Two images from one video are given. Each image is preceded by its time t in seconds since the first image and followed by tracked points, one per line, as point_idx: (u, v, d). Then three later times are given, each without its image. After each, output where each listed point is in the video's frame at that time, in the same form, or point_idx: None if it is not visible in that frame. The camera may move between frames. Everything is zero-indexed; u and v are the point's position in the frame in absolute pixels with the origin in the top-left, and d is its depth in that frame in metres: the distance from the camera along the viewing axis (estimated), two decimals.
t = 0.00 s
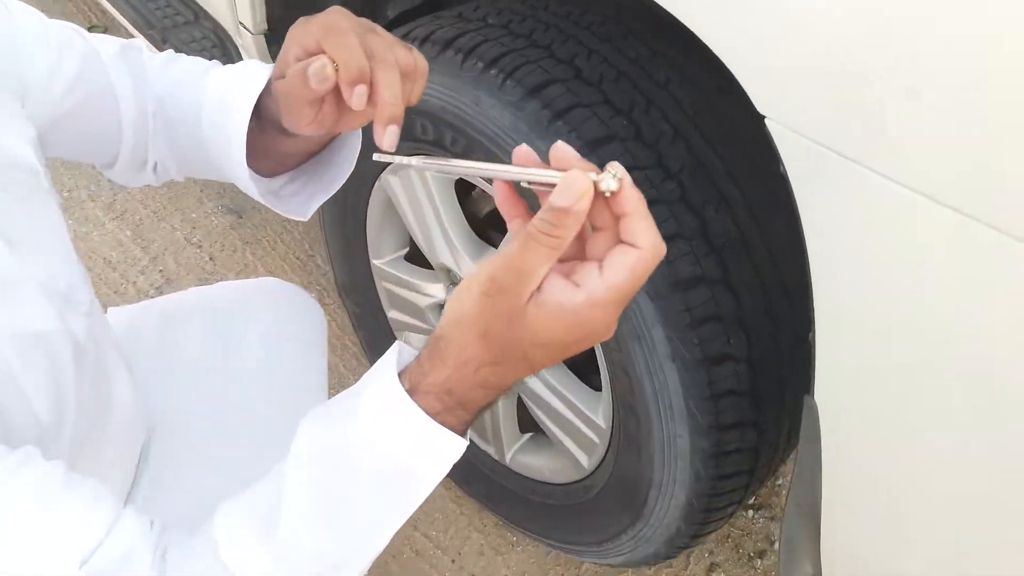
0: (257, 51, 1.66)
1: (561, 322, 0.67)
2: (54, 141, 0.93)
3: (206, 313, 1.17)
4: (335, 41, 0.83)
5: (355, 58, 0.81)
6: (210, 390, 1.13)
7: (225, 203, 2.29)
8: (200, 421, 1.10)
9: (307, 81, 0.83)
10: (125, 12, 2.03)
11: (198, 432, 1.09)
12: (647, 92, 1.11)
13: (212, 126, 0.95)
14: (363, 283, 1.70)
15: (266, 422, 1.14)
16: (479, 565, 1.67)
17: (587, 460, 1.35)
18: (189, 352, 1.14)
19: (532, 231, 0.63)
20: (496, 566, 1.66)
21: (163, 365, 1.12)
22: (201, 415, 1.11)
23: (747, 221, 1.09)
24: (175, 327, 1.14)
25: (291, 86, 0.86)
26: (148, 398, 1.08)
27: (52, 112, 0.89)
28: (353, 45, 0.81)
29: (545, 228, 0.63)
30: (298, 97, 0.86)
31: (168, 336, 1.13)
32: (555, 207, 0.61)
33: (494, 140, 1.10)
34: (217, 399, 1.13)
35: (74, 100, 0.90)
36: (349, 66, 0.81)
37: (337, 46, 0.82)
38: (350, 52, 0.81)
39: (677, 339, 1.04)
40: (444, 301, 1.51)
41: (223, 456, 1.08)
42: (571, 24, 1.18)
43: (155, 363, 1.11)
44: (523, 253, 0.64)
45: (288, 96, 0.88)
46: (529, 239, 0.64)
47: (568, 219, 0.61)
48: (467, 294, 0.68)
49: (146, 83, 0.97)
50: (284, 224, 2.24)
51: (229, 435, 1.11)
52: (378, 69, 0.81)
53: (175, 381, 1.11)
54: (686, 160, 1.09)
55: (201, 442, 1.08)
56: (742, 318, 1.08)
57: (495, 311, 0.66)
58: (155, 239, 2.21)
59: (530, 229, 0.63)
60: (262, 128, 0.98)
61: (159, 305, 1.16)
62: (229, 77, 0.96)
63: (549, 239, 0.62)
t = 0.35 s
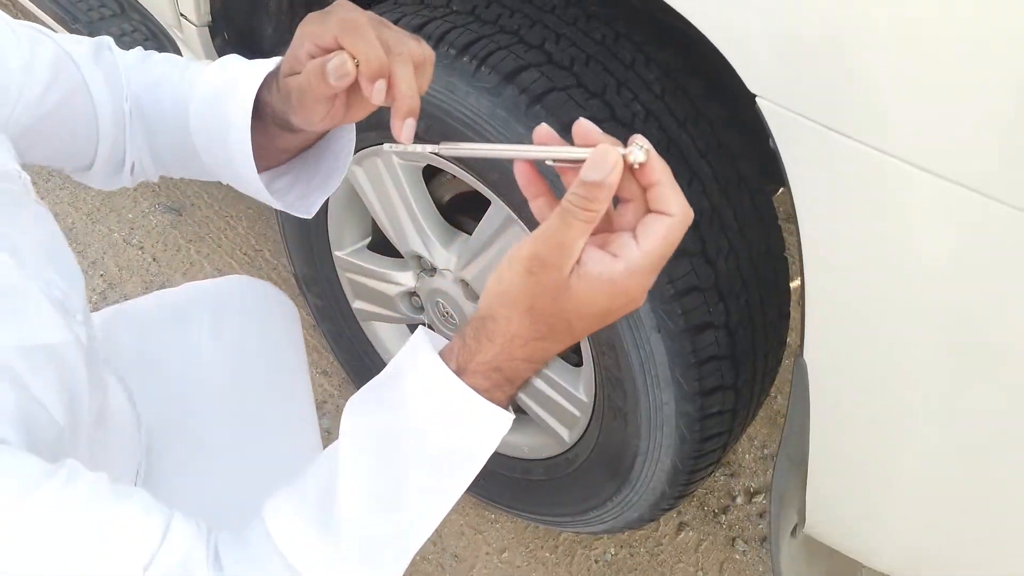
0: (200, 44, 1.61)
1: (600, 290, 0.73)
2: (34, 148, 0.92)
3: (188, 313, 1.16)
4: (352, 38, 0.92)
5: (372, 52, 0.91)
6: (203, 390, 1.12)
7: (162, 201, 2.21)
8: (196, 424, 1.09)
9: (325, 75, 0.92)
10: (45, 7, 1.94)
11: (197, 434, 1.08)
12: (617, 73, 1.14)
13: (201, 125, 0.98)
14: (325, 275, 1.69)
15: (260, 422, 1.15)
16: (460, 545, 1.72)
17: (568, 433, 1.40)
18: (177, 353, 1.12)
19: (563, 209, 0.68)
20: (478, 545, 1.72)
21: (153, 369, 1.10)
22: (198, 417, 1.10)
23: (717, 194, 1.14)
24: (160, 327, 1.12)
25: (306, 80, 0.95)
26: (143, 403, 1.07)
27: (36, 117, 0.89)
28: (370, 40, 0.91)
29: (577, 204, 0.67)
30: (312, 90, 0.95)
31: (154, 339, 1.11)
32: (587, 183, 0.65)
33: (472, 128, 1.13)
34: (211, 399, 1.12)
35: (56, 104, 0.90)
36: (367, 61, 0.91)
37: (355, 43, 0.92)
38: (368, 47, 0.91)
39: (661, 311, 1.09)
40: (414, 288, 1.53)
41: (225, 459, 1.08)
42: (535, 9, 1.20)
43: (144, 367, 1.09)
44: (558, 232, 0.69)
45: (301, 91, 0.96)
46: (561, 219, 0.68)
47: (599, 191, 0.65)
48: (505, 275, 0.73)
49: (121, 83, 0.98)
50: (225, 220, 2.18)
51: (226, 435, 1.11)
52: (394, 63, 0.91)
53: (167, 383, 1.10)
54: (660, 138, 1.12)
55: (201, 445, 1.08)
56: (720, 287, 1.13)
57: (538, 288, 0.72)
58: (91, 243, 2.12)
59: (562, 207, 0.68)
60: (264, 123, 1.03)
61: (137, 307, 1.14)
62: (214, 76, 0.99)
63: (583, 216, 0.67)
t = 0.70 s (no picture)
0: (174, 51, 1.54)
1: (638, 317, 0.69)
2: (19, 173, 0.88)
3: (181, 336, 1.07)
4: (350, 51, 0.88)
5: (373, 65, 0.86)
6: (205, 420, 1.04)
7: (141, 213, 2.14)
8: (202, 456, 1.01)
9: (325, 92, 0.88)
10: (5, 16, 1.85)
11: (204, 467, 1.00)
12: (617, 69, 1.09)
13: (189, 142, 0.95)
14: (316, 286, 1.63)
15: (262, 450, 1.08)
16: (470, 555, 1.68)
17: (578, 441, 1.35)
18: (173, 380, 1.03)
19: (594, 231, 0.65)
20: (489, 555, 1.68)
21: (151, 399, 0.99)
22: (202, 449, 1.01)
23: (727, 191, 1.10)
24: (153, 352, 1.02)
25: (304, 98, 0.91)
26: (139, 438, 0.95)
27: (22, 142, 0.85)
28: (371, 52, 0.87)
29: (609, 224, 0.64)
30: (310, 109, 0.91)
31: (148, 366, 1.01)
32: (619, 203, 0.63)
33: (469, 133, 1.07)
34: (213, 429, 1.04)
35: (42, 128, 0.87)
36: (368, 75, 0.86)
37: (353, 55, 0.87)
38: (369, 60, 0.86)
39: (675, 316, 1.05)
40: (410, 297, 1.47)
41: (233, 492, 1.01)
42: (527, 4, 1.15)
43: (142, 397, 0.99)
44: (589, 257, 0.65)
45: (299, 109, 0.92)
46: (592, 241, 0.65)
47: (632, 209, 0.62)
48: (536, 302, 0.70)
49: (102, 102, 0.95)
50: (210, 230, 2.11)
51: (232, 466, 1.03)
52: (397, 78, 0.86)
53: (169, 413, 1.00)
54: (665, 135, 1.07)
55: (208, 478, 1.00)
56: (734, 287, 1.09)
57: (571, 316, 0.69)
58: (69, 260, 2.05)
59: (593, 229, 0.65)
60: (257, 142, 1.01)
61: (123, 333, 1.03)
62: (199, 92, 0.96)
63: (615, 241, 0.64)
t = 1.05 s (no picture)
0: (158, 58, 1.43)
1: (725, 483, 0.61)
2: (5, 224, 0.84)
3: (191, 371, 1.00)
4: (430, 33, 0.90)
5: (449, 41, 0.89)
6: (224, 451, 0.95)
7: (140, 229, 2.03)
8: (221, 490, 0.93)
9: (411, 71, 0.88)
10: None
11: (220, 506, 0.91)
12: (649, 44, 0.98)
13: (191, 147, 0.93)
14: (332, 297, 1.52)
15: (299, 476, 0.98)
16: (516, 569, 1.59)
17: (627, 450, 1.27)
18: (186, 416, 0.96)
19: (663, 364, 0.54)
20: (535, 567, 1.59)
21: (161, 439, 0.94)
22: (220, 484, 0.93)
23: (782, 171, 0.98)
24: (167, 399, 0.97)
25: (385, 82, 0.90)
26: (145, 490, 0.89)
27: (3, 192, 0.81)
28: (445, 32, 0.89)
29: (687, 362, 0.53)
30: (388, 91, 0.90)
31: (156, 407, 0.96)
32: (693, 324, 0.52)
33: (490, 128, 0.96)
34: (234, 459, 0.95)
35: (26, 173, 0.83)
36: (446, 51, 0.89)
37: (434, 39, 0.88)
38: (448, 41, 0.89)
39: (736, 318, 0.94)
40: (433, 304, 1.37)
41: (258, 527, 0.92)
42: None
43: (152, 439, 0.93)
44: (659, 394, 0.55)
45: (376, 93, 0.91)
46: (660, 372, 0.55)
47: (723, 340, 0.51)
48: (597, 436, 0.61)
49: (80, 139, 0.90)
50: (213, 239, 1.99)
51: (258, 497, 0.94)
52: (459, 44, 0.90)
53: (181, 450, 0.94)
54: (709, 113, 0.95)
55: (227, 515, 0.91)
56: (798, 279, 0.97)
57: (637, 490, 0.60)
58: (71, 285, 1.95)
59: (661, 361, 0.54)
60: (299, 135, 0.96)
61: (133, 381, 0.99)
62: (196, 113, 0.94)
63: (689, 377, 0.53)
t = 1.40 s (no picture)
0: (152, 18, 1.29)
1: None
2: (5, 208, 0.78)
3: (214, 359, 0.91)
4: None
5: None
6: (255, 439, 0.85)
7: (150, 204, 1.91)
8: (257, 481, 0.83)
9: None
10: None
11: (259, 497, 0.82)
12: None
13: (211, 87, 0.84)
14: (358, 270, 1.41)
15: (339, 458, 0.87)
16: (570, 546, 1.48)
17: (692, 423, 1.17)
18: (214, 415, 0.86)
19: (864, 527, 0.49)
20: (590, 543, 1.48)
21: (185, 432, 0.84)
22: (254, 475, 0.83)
23: (877, 108, 0.85)
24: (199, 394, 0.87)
25: None
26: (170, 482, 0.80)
27: None
28: None
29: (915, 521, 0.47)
30: None
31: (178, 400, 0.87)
32: (918, 470, 0.46)
33: (536, 78, 0.82)
34: (268, 447, 0.85)
35: (17, 153, 0.76)
36: None
37: None
38: None
39: (831, 283, 0.82)
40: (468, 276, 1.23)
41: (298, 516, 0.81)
42: None
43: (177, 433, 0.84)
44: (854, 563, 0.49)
45: None
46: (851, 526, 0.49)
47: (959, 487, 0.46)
48: None
49: (77, 101, 0.82)
50: (225, 209, 1.85)
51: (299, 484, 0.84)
52: None
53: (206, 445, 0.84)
54: (794, 45, 0.82)
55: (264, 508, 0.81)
56: (898, 233, 0.85)
57: None
58: (82, 268, 1.85)
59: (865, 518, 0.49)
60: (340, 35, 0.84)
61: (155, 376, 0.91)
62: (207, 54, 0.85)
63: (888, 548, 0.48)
